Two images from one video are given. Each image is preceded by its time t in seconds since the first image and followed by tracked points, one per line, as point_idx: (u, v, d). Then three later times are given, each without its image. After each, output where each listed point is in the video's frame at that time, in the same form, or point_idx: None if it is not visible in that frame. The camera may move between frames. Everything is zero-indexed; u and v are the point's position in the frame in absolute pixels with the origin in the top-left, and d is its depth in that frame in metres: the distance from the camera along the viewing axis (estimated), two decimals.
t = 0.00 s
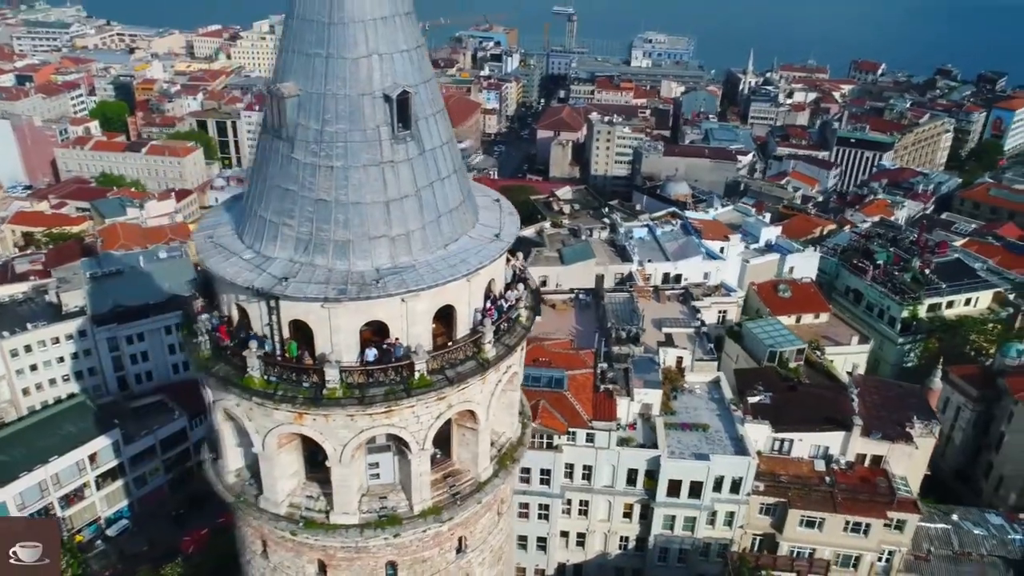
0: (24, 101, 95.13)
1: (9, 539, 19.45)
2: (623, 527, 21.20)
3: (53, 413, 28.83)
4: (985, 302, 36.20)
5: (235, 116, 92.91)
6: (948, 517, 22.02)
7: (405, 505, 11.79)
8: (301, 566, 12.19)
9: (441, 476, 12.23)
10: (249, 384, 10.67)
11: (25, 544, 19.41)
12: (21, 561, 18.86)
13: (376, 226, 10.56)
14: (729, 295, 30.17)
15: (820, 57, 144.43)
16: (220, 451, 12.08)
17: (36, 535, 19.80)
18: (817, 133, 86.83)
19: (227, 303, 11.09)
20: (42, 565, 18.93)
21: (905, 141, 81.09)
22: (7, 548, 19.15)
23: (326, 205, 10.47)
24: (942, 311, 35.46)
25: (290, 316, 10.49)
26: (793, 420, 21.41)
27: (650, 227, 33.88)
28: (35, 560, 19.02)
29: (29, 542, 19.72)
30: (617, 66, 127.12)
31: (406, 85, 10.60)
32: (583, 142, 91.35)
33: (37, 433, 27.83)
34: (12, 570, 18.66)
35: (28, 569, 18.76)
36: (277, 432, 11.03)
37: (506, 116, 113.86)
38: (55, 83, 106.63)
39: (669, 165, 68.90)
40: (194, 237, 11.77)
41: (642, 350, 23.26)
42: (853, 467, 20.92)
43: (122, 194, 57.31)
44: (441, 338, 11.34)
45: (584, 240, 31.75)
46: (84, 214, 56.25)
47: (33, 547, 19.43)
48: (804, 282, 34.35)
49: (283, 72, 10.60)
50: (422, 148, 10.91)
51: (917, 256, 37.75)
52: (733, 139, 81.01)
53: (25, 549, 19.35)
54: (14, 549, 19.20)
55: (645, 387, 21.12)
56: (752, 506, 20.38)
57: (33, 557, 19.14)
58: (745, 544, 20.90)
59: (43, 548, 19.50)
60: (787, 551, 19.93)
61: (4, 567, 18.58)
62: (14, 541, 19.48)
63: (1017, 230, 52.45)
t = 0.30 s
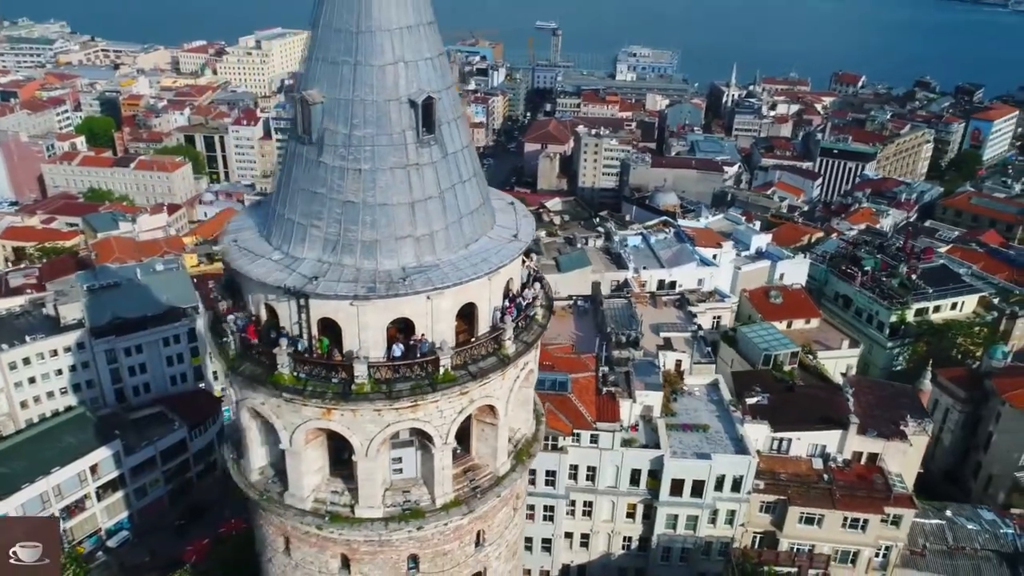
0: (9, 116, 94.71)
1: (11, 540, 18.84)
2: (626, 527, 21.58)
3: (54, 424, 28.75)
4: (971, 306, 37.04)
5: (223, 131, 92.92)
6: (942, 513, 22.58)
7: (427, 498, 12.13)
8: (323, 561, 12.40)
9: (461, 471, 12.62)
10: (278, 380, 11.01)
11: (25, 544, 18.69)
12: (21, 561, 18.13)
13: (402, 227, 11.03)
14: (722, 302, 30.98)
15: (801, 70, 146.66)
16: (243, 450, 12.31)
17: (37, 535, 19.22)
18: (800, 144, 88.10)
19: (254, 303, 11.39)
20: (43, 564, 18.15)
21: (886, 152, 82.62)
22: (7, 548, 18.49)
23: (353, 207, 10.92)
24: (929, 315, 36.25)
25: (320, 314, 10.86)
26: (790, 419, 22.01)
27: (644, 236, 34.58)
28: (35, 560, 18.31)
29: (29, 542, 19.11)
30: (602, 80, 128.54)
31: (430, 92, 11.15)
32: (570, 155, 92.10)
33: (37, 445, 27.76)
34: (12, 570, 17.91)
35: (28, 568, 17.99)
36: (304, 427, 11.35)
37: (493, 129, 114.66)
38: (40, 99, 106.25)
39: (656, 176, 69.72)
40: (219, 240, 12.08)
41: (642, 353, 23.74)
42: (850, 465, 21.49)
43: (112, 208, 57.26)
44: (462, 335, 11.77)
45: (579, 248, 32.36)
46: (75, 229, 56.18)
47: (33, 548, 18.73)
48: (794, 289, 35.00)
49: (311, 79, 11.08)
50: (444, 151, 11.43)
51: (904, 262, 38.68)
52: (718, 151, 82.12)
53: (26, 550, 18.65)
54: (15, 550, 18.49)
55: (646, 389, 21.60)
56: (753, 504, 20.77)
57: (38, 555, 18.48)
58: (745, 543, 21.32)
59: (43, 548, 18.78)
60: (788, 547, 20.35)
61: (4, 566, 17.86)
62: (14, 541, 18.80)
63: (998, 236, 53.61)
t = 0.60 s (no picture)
0: None
1: (11, 539, 18.71)
2: (627, 526, 21.99)
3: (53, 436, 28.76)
4: (955, 311, 37.92)
5: (210, 145, 93.00)
6: (933, 508, 23.17)
7: (445, 490, 12.51)
8: (343, 553, 12.75)
9: (477, 464, 13.00)
10: (303, 374, 11.40)
11: (25, 544, 18.56)
12: (21, 561, 17.98)
13: (421, 226, 11.51)
14: (714, 306, 31.58)
15: (782, 84, 148.90)
16: (265, 448, 12.68)
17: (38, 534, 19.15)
18: (783, 156, 89.42)
19: (279, 301, 11.80)
20: (43, 564, 18.00)
21: (867, 163, 84.14)
22: (7, 548, 18.35)
23: (376, 207, 11.41)
24: (915, 320, 37.10)
25: (343, 310, 11.28)
26: (785, 419, 22.59)
27: (636, 244, 35.21)
28: (36, 559, 18.15)
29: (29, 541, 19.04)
30: (587, 94, 129.92)
31: (448, 97, 11.69)
32: (557, 168, 92.91)
33: (36, 456, 27.72)
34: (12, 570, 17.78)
35: (28, 568, 17.85)
36: (328, 421, 11.72)
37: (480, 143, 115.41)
38: (24, 115, 105.87)
39: (643, 188, 70.66)
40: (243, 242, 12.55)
41: (639, 357, 24.29)
42: (844, 463, 22.10)
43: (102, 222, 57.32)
44: (478, 330, 12.22)
45: (574, 257, 32.96)
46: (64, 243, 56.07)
47: (33, 547, 18.59)
48: (783, 295, 35.66)
49: (335, 86, 11.61)
50: (461, 153, 11.95)
51: (889, 269, 39.58)
52: (703, 163, 83.27)
53: (26, 550, 18.51)
54: (15, 550, 18.36)
55: (645, 391, 22.11)
56: (751, 502, 21.25)
57: (38, 556, 18.26)
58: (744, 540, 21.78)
59: (44, 547, 18.63)
60: (786, 543, 20.83)
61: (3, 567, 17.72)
62: (15, 541, 18.69)
63: (978, 244, 54.78)
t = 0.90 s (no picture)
0: None
1: (10, 541, 18.45)
2: (627, 526, 22.42)
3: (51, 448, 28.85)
4: (938, 316, 38.84)
5: (196, 161, 92.97)
6: (923, 504, 23.82)
7: (459, 481, 12.95)
8: (360, 546, 13.14)
9: (488, 457, 13.45)
10: (324, 368, 11.83)
11: (25, 544, 18.30)
12: (21, 561, 17.72)
13: (436, 225, 12.01)
14: (705, 312, 32.26)
15: (763, 98, 151.21)
16: (283, 443, 13.09)
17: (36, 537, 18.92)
18: (766, 169, 90.71)
19: (298, 299, 12.26)
20: (42, 564, 17.74)
21: (848, 174, 85.70)
22: (7, 548, 18.13)
23: (392, 207, 11.89)
24: (900, 325, 37.96)
25: (362, 305, 11.72)
26: (777, 419, 23.20)
27: (627, 253, 35.84)
28: (35, 560, 17.91)
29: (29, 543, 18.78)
30: (571, 109, 131.26)
31: (459, 103, 12.20)
32: (543, 181, 93.72)
33: (35, 468, 27.75)
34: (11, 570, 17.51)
35: (28, 568, 17.57)
36: (347, 414, 12.16)
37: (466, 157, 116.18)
38: (7, 133, 105.31)
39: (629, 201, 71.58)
40: (263, 243, 13.00)
41: (634, 360, 24.84)
42: (835, 460, 22.72)
43: (92, 237, 57.31)
44: (489, 326, 12.71)
45: (567, 265, 33.55)
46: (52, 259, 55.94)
47: (33, 548, 18.32)
48: (771, 302, 36.34)
49: (352, 92, 12.10)
50: (472, 157, 12.45)
51: (873, 275, 40.51)
52: (688, 176, 84.40)
53: (26, 551, 18.24)
54: (14, 550, 18.09)
55: (641, 393, 22.65)
56: (746, 500, 21.78)
57: (38, 557, 17.98)
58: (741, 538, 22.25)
59: (43, 548, 18.42)
60: (782, 539, 21.34)
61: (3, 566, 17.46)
62: (14, 543, 18.44)
63: (958, 252, 56.08)
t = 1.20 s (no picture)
0: None
1: (10, 540, 17.77)
2: (623, 526, 22.90)
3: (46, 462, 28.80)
4: (920, 322, 39.82)
5: (182, 178, 92.87)
6: (909, 501, 24.52)
7: (468, 472, 13.44)
8: (373, 538, 13.62)
9: (496, 449, 13.93)
10: (340, 363, 12.34)
11: (24, 544, 17.59)
12: (21, 561, 17.05)
13: (445, 225, 12.56)
14: (694, 319, 33.01)
15: (743, 113, 153.59)
16: (297, 438, 13.56)
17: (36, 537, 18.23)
18: (748, 182, 92.03)
19: (313, 297, 12.76)
20: (43, 564, 17.02)
21: (828, 187, 87.40)
22: (6, 548, 17.40)
23: (404, 208, 12.43)
24: (883, 331, 38.87)
25: (376, 302, 12.24)
26: (768, 419, 23.89)
27: (617, 262, 36.59)
28: (36, 560, 17.21)
29: (29, 543, 18.07)
30: (555, 124, 132.72)
31: (467, 109, 12.76)
32: (529, 195, 94.66)
33: (31, 482, 27.71)
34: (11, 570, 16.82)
35: (28, 568, 16.86)
36: (362, 408, 12.67)
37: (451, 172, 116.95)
38: None
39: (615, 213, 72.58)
40: (277, 244, 13.49)
41: (629, 364, 25.43)
42: (824, 458, 23.40)
43: (81, 253, 57.30)
44: (496, 322, 13.24)
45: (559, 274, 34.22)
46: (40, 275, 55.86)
47: (33, 549, 17.60)
48: (757, 309, 37.07)
49: (364, 99, 12.65)
50: (478, 160, 13.01)
51: (856, 283, 41.51)
52: (671, 189, 85.56)
53: (26, 551, 17.54)
54: (14, 550, 17.39)
55: (636, 395, 23.24)
56: (740, 498, 22.36)
57: (37, 557, 17.20)
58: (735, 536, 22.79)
59: (44, 548, 17.69)
60: (775, 535, 21.94)
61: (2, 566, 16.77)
62: (12, 543, 17.72)
63: (937, 261, 57.34)
